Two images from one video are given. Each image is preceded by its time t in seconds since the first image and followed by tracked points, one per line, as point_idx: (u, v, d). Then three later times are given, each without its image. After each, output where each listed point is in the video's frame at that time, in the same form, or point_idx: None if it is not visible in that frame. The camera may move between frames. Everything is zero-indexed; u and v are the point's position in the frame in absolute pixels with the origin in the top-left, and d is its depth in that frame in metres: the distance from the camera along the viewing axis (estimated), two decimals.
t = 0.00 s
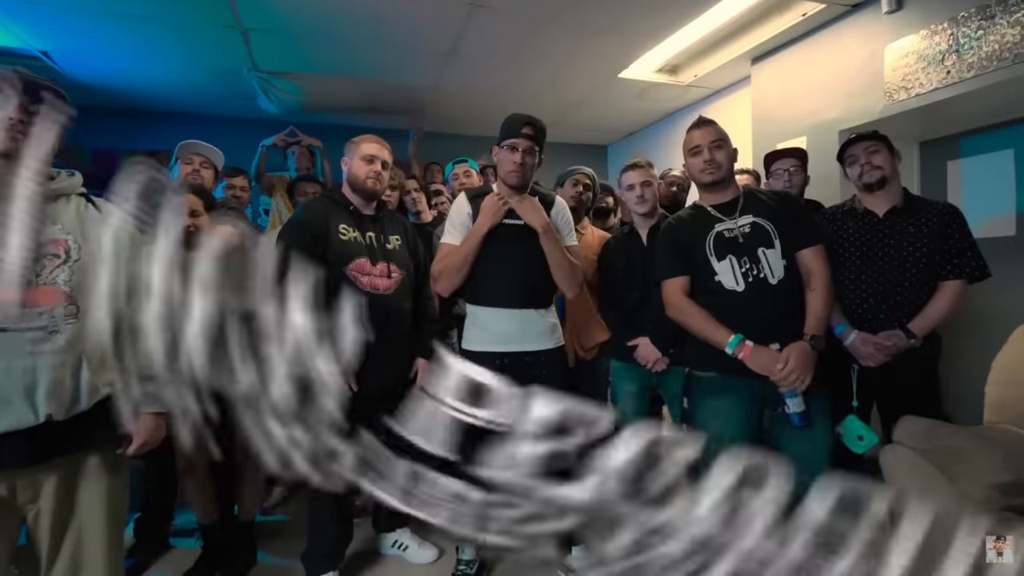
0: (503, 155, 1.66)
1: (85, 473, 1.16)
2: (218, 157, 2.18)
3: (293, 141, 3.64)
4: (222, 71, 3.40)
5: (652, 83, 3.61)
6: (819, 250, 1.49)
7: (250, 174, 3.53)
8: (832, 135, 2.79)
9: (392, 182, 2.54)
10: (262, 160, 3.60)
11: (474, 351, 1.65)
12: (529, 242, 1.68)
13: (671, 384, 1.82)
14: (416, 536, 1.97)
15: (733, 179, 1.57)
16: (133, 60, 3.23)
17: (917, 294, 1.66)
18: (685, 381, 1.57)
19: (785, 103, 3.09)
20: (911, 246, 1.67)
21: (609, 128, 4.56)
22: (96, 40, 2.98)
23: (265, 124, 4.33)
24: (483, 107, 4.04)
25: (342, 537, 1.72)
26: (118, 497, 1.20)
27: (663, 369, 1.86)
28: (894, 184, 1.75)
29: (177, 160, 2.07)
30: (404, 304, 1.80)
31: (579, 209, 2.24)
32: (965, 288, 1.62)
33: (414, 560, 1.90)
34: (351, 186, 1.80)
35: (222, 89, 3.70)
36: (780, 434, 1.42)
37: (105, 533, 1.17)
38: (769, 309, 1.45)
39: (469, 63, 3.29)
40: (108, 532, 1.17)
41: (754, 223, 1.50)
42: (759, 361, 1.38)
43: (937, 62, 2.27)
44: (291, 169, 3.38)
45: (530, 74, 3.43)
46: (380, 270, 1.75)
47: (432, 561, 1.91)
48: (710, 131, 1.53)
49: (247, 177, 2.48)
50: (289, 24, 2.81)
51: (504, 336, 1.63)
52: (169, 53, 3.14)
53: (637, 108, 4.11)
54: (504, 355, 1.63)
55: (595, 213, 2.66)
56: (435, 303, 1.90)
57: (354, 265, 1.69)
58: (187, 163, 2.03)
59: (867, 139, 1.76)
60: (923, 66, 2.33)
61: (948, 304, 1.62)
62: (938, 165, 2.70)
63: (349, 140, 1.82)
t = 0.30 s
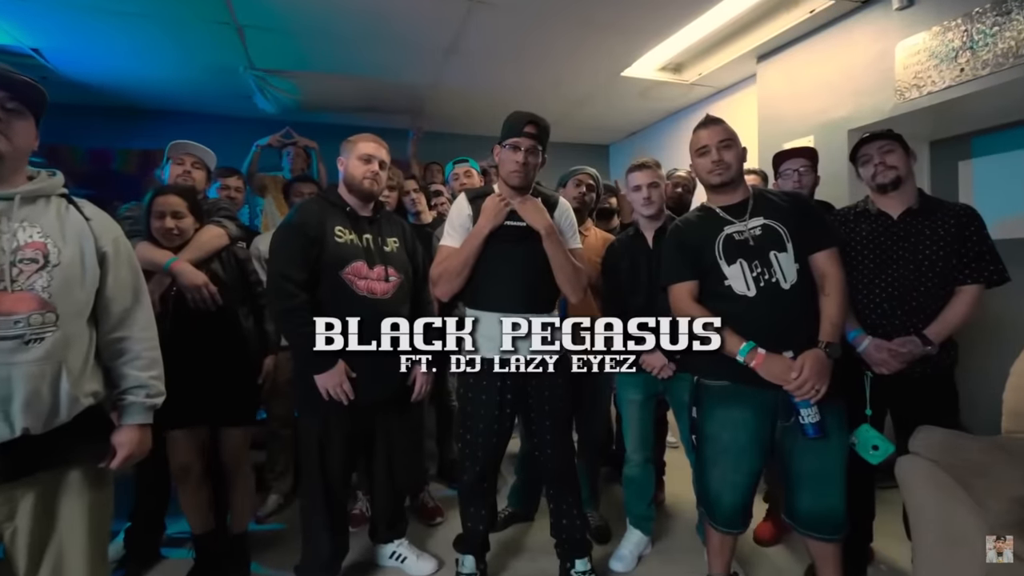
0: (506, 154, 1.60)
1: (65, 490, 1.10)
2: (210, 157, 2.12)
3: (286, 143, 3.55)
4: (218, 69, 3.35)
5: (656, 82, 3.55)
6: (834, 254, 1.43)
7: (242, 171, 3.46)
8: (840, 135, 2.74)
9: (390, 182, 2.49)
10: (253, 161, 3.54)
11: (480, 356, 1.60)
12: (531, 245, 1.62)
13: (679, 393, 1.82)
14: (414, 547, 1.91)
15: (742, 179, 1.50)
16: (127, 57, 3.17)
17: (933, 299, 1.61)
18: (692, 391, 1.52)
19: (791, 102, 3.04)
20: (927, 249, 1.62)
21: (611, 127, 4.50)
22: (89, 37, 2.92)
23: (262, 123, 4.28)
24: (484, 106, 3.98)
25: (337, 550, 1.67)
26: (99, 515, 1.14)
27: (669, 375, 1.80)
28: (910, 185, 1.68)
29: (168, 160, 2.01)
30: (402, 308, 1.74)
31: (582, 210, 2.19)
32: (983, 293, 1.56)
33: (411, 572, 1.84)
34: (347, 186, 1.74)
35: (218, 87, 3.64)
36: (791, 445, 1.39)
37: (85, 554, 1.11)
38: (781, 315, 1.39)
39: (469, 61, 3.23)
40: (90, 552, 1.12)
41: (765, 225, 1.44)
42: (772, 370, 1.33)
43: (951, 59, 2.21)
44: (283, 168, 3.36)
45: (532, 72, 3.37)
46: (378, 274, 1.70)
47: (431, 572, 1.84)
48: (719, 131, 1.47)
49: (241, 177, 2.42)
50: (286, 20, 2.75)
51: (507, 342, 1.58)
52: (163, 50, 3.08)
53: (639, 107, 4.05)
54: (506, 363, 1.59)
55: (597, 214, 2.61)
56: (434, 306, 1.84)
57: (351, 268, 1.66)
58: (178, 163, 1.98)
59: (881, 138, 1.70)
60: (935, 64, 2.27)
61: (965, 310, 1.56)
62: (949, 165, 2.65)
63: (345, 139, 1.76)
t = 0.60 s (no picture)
0: (506, 153, 1.56)
1: (47, 503, 1.06)
2: (202, 158, 2.07)
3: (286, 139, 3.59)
4: (214, 68, 3.31)
5: (658, 81, 3.51)
6: (845, 257, 1.38)
7: (237, 169, 3.42)
8: (846, 135, 2.70)
9: (388, 183, 2.44)
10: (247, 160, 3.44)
11: (480, 356, 1.56)
12: (533, 247, 1.58)
13: (684, 398, 1.77)
14: (412, 556, 1.87)
15: (750, 180, 1.46)
16: (121, 55, 3.13)
17: (945, 304, 1.56)
18: (698, 398, 1.48)
19: (795, 102, 3.00)
20: (939, 252, 1.57)
21: (613, 127, 4.46)
22: (82, 35, 2.88)
23: (262, 123, 4.25)
24: (484, 106, 3.94)
25: (333, 560, 1.62)
26: (85, 528, 1.10)
27: (674, 380, 1.75)
28: (922, 187, 1.64)
29: (160, 160, 1.98)
30: (400, 311, 1.69)
31: (584, 211, 2.15)
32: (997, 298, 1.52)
33: None
34: (343, 186, 1.70)
35: (216, 87, 3.60)
36: (801, 454, 1.35)
37: (69, 569, 1.06)
38: (790, 321, 1.34)
39: (469, 60, 3.18)
40: (73, 568, 1.07)
41: (773, 227, 1.39)
42: (782, 377, 1.28)
43: (961, 58, 2.17)
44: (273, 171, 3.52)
45: (533, 71, 3.33)
46: (375, 277, 1.65)
47: None
48: (725, 130, 1.42)
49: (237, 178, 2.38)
50: (283, 17, 2.71)
51: (508, 346, 1.54)
52: (157, 48, 3.04)
53: (642, 107, 4.01)
54: (506, 367, 1.55)
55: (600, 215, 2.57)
56: (434, 310, 1.80)
57: (347, 271, 1.61)
58: (169, 164, 1.94)
59: (892, 138, 1.65)
60: (944, 62, 2.22)
61: (979, 315, 1.52)
62: (957, 165, 2.61)
63: (343, 138, 1.72)
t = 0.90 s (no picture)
0: (507, 153, 1.52)
1: (27, 517, 1.02)
2: (194, 158, 2.03)
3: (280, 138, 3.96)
4: (209, 66, 3.27)
5: (660, 80, 3.47)
6: (856, 259, 1.33)
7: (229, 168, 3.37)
8: (851, 134, 2.66)
9: (386, 183, 2.39)
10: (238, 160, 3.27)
11: (481, 356, 1.51)
12: (534, 249, 1.53)
13: (689, 404, 1.73)
14: (410, 566, 1.83)
15: (757, 180, 1.41)
16: (113, 53, 3.09)
17: (959, 308, 1.52)
18: (704, 405, 1.43)
19: (799, 101, 2.96)
20: (952, 254, 1.53)
21: (614, 126, 4.42)
22: (73, 32, 2.84)
23: (259, 121, 4.21)
24: (484, 105, 3.90)
25: (328, 571, 1.58)
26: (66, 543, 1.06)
27: (678, 386, 1.71)
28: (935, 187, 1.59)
29: (151, 160, 1.93)
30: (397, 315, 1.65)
31: (586, 212, 2.10)
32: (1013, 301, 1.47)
33: None
34: (338, 186, 1.65)
35: (211, 85, 3.56)
36: (811, 464, 1.30)
37: None
38: (801, 326, 1.29)
39: (469, 58, 3.14)
40: None
41: (783, 229, 1.35)
42: (792, 385, 1.24)
43: (970, 55, 2.12)
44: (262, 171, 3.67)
45: (533, 69, 3.28)
46: (371, 280, 1.61)
47: None
48: (733, 128, 1.37)
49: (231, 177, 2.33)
50: (279, 14, 2.66)
51: (508, 351, 1.50)
52: (150, 46, 3.00)
53: (644, 106, 3.97)
54: (506, 373, 1.51)
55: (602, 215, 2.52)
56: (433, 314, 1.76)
57: (343, 274, 1.57)
58: (160, 164, 1.89)
59: (903, 137, 1.60)
60: (953, 60, 2.17)
61: (994, 319, 1.47)
62: (964, 166, 2.57)
63: (339, 137, 1.68)
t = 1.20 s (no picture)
0: (507, 152, 1.47)
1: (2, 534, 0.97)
2: (185, 158, 1.98)
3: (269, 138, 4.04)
4: (205, 64, 3.22)
5: (662, 79, 3.43)
6: (869, 262, 1.27)
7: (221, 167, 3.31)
8: (858, 134, 2.61)
9: (383, 183, 2.35)
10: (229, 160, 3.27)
11: (481, 357, 1.47)
12: (535, 252, 1.49)
13: (694, 411, 1.68)
14: None
15: (765, 180, 1.35)
16: (106, 51, 3.04)
17: (972, 312, 1.47)
18: (710, 413, 1.38)
19: (805, 99, 2.91)
20: (966, 256, 1.48)
21: (616, 125, 4.38)
22: (64, 29, 2.79)
23: (256, 121, 4.16)
24: (483, 104, 3.85)
25: None
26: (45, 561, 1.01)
27: (683, 393, 1.66)
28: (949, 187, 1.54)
29: (140, 160, 1.89)
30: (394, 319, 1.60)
31: (587, 213, 2.05)
32: None
33: None
34: (333, 187, 1.61)
35: (207, 83, 3.51)
36: (822, 476, 1.25)
37: None
38: (814, 332, 1.24)
39: (469, 56, 3.09)
40: None
41: (792, 230, 1.29)
42: (803, 394, 1.19)
43: (981, 53, 2.08)
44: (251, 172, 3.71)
45: (534, 67, 3.23)
46: (367, 284, 1.56)
47: None
48: (740, 127, 1.32)
49: (225, 177, 2.29)
50: (275, 10, 2.61)
51: (508, 358, 1.46)
52: (144, 44, 2.95)
53: (645, 105, 3.93)
54: (506, 381, 1.46)
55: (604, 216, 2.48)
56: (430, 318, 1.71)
57: (338, 277, 1.52)
58: (149, 164, 1.85)
59: (914, 136, 1.55)
60: (963, 57, 2.13)
61: (1010, 324, 1.42)
62: (973, 166, 2.53)
63: (334, 136, 1.64)
